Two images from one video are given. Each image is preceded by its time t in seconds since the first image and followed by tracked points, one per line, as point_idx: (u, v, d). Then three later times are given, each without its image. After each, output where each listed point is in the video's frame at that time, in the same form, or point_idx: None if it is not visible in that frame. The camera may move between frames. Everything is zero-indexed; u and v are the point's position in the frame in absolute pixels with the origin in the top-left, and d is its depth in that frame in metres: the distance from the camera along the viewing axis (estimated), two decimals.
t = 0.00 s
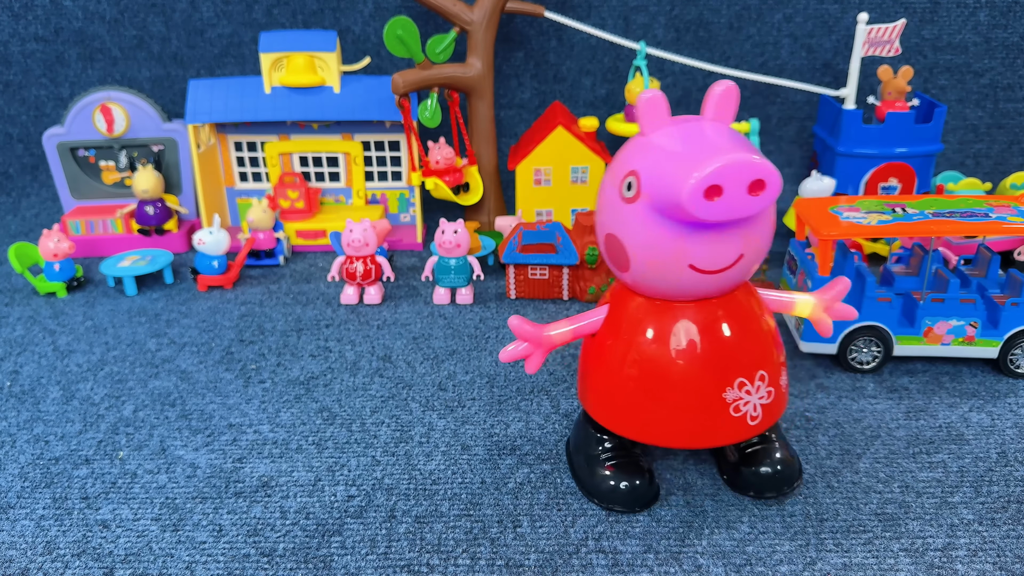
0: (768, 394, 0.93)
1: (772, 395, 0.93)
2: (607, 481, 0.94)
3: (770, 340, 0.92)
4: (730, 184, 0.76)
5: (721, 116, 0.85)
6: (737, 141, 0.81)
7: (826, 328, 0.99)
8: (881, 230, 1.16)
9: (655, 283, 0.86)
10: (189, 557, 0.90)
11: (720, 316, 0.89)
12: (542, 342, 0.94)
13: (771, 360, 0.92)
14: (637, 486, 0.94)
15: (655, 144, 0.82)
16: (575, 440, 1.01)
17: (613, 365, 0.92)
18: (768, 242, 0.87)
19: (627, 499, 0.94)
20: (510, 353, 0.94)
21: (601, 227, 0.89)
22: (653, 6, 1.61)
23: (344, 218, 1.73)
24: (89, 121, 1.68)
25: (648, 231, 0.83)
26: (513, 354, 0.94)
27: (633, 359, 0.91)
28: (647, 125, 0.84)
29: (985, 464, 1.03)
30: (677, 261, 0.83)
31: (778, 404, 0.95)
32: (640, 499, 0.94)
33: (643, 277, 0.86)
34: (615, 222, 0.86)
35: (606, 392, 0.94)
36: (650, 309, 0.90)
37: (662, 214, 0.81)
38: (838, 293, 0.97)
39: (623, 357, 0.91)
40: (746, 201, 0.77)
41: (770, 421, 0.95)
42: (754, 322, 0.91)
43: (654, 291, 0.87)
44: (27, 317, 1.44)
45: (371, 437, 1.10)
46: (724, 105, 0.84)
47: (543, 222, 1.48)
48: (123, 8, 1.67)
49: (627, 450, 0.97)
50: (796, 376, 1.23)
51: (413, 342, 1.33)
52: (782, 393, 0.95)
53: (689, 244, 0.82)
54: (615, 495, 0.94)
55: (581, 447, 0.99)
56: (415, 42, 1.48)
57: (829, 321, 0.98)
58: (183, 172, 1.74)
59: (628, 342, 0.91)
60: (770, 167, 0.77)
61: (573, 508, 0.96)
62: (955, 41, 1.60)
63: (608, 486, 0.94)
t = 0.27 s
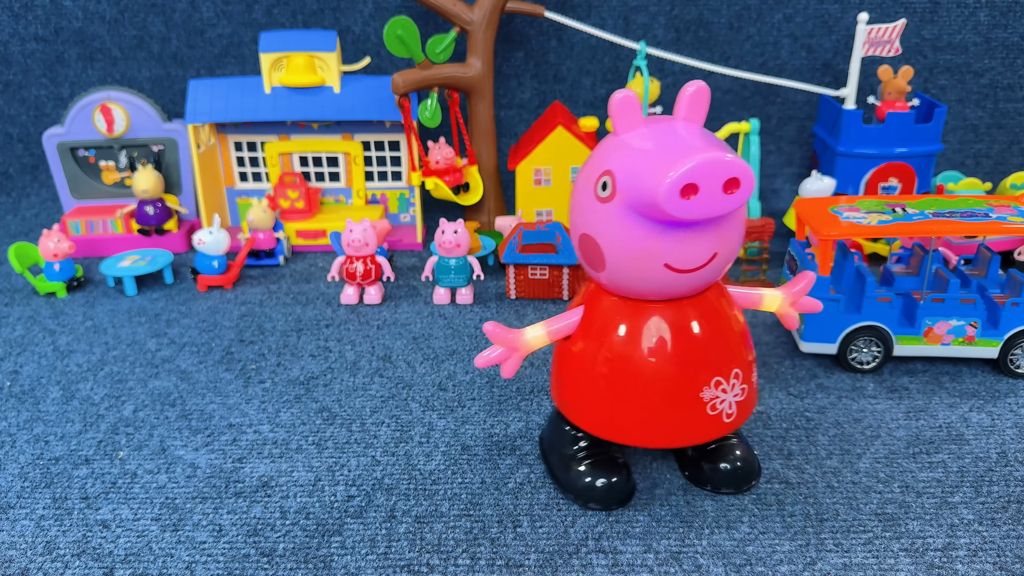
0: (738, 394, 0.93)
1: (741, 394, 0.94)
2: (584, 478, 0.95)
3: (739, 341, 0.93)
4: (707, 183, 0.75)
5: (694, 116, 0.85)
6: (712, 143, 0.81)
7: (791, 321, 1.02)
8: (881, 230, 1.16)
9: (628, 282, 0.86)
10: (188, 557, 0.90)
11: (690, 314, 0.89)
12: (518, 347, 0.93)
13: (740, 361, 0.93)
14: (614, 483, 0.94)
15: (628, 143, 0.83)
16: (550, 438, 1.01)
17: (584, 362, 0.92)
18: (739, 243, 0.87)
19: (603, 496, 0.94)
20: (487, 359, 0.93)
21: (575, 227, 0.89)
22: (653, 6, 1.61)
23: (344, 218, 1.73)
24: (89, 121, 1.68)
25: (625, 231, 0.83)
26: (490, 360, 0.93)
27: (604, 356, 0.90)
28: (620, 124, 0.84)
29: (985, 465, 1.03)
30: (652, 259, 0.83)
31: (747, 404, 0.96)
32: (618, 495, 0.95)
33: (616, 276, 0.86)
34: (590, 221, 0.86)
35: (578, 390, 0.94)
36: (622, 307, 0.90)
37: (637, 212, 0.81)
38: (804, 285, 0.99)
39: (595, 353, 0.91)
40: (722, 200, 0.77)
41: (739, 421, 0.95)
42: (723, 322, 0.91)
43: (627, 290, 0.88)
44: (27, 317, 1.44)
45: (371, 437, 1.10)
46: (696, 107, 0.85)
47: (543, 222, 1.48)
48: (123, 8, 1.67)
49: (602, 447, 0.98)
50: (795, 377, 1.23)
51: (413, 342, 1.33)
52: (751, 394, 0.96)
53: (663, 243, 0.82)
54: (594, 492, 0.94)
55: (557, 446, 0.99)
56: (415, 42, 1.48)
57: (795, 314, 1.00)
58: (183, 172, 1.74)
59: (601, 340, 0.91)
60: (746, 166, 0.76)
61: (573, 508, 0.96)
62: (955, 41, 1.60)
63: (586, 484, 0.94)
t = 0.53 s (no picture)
0: (710, 395, 0.94)
1: (711, 396, 0.94)
2: (572, 481, 0.95)
3: (710, 344, 0.93)
4: (690, 178, 0.74)
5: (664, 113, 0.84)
6: (685, 138, 0.81)
7: (751, 311, 1.02)
8: (881, 230, 1.16)
9: (609, 281, 0.86)
10: (188, 557, 0.90)
11: (661, 317, 0.89)
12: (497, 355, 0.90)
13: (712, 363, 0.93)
14: (603, 485, 0.94)
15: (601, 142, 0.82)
16: (533, 444, 1.01)
17: (557, 362, 0.92)
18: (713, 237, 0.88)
19: (593, 499, 0.94)
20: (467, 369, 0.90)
21: (548, 229, 0.89)
22: (653, 6, 1.61)
23: (343, 218, 1.73)
24: (89, 121, 1.68)
25: (605, 228, 0.83)
26: (469, 370, 0.90)
27: (576, 356, 0.91)
28: (593, 125, 0.85)
29: (985, 464, 1.03)
30: (634, 257, 0.83)
31: (717, 405, 0.96)
32: (607, 497, 0.95)
33: (597, 276, 0.86)
34: (568, 222, 0.85)
35: (552, 390, 0.94)
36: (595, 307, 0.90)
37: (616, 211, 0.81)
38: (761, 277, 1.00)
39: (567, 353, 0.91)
40: (706, 194, 0.76)
41: (710, 421, 0.95)
42: (695, 325, 0.91)
43: (607, 290, 0.87)
44: (27, 317, 1.44)
45: (371, 437, 1.10)
46: (663, 106, 0.83)
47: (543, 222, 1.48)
48: (123, 8, 1.67)
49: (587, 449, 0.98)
50: (796, 377, 1.23)
51: (413, 342, 1.33)
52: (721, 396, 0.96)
53: (642, 241, 0.82)
54: (583, 494, 0.94)
55: (542, 451, 0.99)
56: (415, 42, 1.48)
57: (753, 306, 1.01)
58: (183, 172, 1.74)
59: (572, 339, 0.91)
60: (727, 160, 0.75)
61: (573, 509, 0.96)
62: (955, 41, 1.60)
63: (574, 486, 0.94)
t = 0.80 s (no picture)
0: (686, 395, 0.94)
1: (688, 396, 0.94)
2: (572, 484, 0.94)
3: (685, 346, 0.92)
4: (690, 171, 0.74)
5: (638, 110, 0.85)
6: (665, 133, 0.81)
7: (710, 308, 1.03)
8: (881, 230, 1.16)
9: (601, 279, 0.85)
10: (188, 557, 0.90)
11: (636, 318, 0.89)
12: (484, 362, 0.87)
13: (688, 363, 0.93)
14: (603, 485, 0.94)
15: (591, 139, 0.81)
16: (524, 451, 1.00)
17: (533, 365, 0.92)
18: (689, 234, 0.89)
19: (594, 499, 0.94)
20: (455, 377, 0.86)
21: (530, 227, 0.86)
22: (653, 6, 1.61)
23: (343, 218, 1.73)
24: (89, 121, 1.68)
25: (597, 229, 0.81)
26: (458, 378, 0.86)
27: (551, 361, 0.90)
28: (575, 125, 0.83)
29: (985, 465, 1.02)
30: (625, 254, 0.82)
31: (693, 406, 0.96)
32: (609, 496, 0.94)
33: (588, 273, 0.84)
34: (555, 218, 0.83)
35: (530, 393, 0.93)
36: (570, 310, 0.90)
37: (613, 207, 0.80)
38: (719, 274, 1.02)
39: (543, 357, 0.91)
40: (702, 187, 0.76)
41: (687, 421, 0.95)
42: (669, 326, 0.91)
43: (597, 288, 0.86)
44: (27, 317, 1.44)
45: (370, 437, 1.10)
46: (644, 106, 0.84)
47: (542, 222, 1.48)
48: (123, 8, 1.67)
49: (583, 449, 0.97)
50: (796, 377, 1.23)
51: (413, 342, 1.33)
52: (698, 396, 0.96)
53: (635, 237, 0.82)
54: (583, 495, 0.94)
55: (535, 459, 0.98)
56: (415, 42, 1.48)
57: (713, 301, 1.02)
58: (183, 172, 1.74)
59: (548, 343, 0.90)
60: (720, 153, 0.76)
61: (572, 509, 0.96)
62: (956, 40, 1.60)
63: (573, 488, 0.94)
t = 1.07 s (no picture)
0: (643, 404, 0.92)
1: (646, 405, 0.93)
2: (536, 499, 0.92)
3: (642, 354, 0.91)
4: (669, 168, 0.76)
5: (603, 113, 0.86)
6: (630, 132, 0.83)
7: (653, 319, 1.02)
8: (882, 230, 1.16)
9: (573, 280, 0.84)
10: (188, 558, 0.89)
11: (592, 329, 0.88)
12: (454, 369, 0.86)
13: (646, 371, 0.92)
14: (571, 498, 0.92)
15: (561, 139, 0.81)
16: (485, 468, 0.97)
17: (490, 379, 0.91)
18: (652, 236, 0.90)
19: (562, 513, 0.92)
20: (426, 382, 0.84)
21: (499, 230, 0.85)
22: (653, 5, 1.61)
23: (343, 218, 1.73)
24: (88, 121, 1.68)
25: (572, 228, 0.81)
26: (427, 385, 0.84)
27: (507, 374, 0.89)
28: (545, 124, 0.82)
29: (985, 465, 1.02)
30: (598, 254, 0.82)
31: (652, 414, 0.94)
32: (576, 510, 0.92)
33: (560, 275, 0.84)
34: (529, 221, 0.82)
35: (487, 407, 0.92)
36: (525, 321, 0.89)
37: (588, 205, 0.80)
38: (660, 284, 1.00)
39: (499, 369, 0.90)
40: (677, 184, 0.77)
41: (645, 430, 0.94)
42: (625, 335, 0.89)
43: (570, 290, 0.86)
44: (27, 317, 1.44)
45: (371, 437, 1.09)
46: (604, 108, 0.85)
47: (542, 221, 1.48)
48: (123, 8, 1.67)
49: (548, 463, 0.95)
50: (796, 377, 1.23)
51: (413, 342, 1.33)
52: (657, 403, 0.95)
53: (608, 237, 0.82)
54: (550, 510, 0.92)
55: (496, 476, 0.95)
56: (415, 42, 1.48)
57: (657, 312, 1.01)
58: (183, 172, 1.74)
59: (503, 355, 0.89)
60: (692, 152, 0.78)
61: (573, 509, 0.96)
62: (956, 40, 1.60)
63: (540, 502, 0.92)
